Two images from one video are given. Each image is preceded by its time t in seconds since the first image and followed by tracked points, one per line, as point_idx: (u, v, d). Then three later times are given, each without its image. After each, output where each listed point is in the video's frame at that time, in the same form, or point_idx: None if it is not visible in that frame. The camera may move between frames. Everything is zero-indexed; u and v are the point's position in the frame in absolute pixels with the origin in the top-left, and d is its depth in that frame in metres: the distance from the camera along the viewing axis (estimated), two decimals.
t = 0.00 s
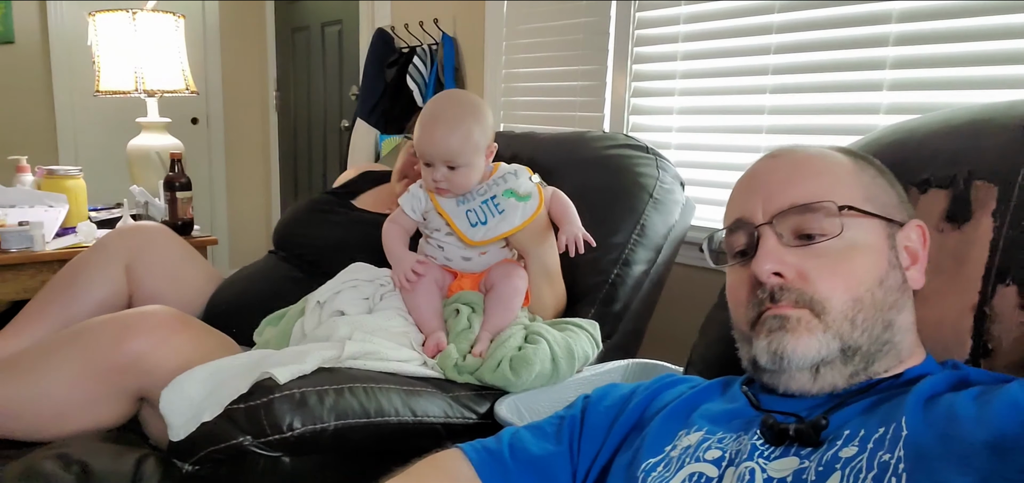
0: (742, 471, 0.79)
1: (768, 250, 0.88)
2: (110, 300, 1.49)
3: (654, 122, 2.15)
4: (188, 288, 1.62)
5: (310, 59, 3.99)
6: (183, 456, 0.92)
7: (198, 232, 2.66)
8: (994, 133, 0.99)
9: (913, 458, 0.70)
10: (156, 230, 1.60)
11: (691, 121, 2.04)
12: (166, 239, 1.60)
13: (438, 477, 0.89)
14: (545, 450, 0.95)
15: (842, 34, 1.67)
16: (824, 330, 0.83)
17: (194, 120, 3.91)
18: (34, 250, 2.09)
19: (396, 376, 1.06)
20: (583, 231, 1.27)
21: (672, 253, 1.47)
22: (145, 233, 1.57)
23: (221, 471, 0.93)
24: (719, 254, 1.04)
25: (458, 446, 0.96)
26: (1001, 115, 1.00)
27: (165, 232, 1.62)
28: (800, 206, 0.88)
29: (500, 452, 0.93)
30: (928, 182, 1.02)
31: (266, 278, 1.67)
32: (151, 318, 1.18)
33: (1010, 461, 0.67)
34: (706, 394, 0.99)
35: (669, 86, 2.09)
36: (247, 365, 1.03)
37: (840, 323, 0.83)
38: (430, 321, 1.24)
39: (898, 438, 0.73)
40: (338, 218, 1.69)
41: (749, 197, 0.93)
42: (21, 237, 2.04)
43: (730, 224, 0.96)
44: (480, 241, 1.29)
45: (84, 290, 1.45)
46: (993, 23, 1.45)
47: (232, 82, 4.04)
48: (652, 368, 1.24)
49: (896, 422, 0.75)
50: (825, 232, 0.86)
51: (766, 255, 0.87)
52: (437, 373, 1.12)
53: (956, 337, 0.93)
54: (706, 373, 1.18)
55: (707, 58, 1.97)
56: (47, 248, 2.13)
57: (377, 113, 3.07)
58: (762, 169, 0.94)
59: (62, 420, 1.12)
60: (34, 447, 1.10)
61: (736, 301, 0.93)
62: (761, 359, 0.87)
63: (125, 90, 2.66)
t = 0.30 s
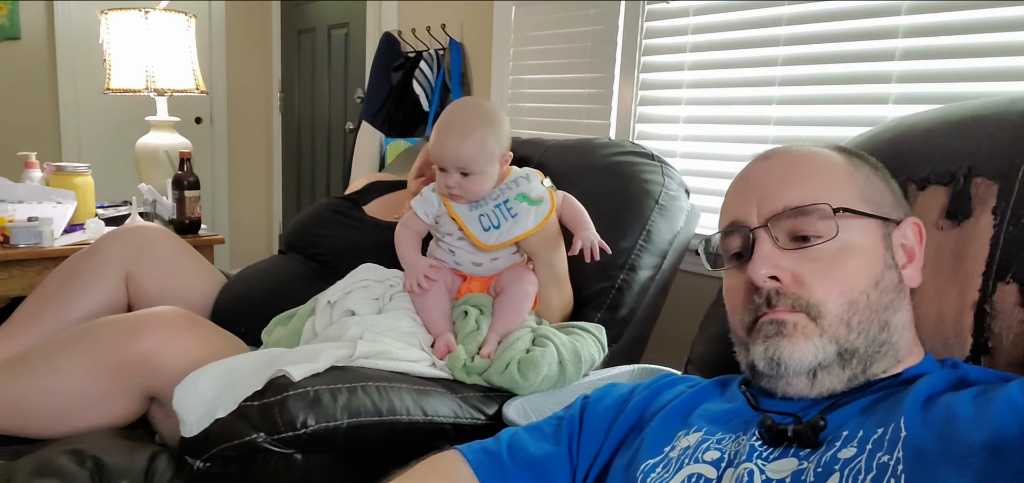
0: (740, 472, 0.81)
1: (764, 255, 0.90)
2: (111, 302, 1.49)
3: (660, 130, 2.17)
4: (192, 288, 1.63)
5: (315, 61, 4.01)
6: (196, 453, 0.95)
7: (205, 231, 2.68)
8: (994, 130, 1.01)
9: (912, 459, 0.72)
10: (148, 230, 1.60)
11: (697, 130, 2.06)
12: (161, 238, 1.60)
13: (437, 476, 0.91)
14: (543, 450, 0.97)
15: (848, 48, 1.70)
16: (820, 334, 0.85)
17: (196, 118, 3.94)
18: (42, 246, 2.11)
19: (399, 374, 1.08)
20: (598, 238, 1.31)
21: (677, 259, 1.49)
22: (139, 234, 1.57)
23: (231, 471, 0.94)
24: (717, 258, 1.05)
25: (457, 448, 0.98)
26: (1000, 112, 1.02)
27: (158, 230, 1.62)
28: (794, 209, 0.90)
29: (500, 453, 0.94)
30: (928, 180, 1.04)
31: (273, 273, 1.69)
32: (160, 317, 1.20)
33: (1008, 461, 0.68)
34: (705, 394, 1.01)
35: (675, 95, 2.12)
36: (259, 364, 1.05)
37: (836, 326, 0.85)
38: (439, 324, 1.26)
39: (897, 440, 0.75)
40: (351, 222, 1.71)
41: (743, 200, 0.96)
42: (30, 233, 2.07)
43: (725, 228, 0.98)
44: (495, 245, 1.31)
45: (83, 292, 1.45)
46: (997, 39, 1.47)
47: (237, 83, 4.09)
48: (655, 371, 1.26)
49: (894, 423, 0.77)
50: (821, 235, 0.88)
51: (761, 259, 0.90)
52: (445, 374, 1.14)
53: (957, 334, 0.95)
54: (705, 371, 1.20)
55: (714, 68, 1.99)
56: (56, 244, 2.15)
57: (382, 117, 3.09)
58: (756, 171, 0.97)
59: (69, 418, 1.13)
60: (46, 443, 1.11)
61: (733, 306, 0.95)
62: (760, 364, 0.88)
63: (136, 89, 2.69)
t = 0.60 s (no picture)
0: (739, 475, 0.83)
1: (769, 252, 0.92)
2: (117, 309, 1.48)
3: (667, 145, 2.20)
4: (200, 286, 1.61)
5: (321, 72, 4.04)
6: (208, 453, 0.96)
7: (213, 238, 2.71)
8: (995, 133, 1.03)
9: (910, 460, 0.74)
10: (151, 231, 1.58)
11: (703, 145, 2.09)
12: (164, 241, 1.58)
13: None
14: (544, 456, 0.98)
15: (854, 68, 1.73)
16: (824, 334, 0.87)
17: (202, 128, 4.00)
18: (52, 249, 2.12)
19: (408, 380, 1.09)
20: (604, 249, 1.31)
21: (687, 274, 1.51)
22: (143, 238, 1.55)
23: (243, 472, 0.97)
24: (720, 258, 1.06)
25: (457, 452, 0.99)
26: (1000, 116, 1.04)
27: (161, 232, 1.61)
28: (800, 208, 0.92)
29: (500, 459, 0.96)
30: (930, 183, 1.05)
31: (282, 275, 1.71)
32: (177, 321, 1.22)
33: (1010, 465, 0.69)
34: (705, 397, 1.02)
35: (683, 111, 2.15)
36: (272, 368, 1.06)
37: (840, 326, 0.87)
38: (449, 330, 1.27)
39: (896, 440, 0.76)
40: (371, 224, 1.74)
41: (749, 200, 0.98)
42: (40, 236, 2.07)
43: (730, 226, 1.00)
44: (501, 252, 1.33)
45: (89, 300, 1.43)
46: (1002, 61, 1.50)
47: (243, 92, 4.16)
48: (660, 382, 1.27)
49: (894, 424, 0.78)
50: (827, 234, 0.90)
51: (766, 257, 0.91)
52: (455, 380, 1.16)
53: (959, 336, 0.97)
54: (706, 375, 1.22)
55: (721, 86, 2.03)
56: (65, 248, 2.17)
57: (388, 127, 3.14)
58: (761, 170, 0.99)
59: (83, 419, 1.14)
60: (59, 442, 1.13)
61: (738, 306, 0.97)
62: (762, 363, 0.90)
63: (148, 96, 2.72)
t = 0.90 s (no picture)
0: (742, 476, 0.83)
1: (781, 250, 0.93)
2: (118, 325, 1.38)
3: (670, 151, 2.22)
4: (208, 295, 1.51)
5: (325, 82, 4.06)
6: (221, 458, 1.01)
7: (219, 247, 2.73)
8: (993, 134, 1.03)
9: (913, 462, 0.74)
10: (146, 232, 1.44)
11: (706, 151, 2.11)
12: (162, 244, 1.44)
13: None
14: (546, 461, 0.99)
15: (856, 73, 1.74)
16: (834, 333, 0.88)
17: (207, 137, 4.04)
18: (60, 260, 2.15)
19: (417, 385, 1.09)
20: (613, 259, 1.31)
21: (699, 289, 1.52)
22: (138, 246, 1.41)
23: (256, 475, 1.00)
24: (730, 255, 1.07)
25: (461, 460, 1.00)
26: (998, 115, 1.05)
27: (158, 230, 1.47)
28: (813, 207, 0.93)
29: (502, 464, 0.96)
30: (930, 185, 1.07)
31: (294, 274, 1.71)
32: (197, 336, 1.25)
33: (1013, 466, 0.69)
34: (707, 399, 1.03)
35: (684, 117, 2.16)
36: (284, 373, 1.08)
37: (850, 325, 0.88)
38: (460, 335, 1.29)
39: (898, 441, 0.77)
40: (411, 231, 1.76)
41: (761, 198, 0.99)
42: (49, 246, 2.11)
43: (740, 224, 1.01)
44: (515, 259, 1.34)
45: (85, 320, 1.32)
46: (1002, 65, 1.51)
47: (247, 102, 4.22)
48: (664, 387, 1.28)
49: (897, 425, 0.79)
50: (841, 233, 0.91)
51: (779, 255, 0.93)
52: (464, 385, 1.17)
53: (960, 337, 0.98)
54: (710, 378, 1.23)
55: (723, 91, 2.04)
56: (73, 259, 2.19)
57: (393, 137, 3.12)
58: (772, 170, 1.00)
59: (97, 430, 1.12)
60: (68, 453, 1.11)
61: (747, 304, 0.98)
62: (771, 362, 0.90)
63: (154, 107, 2.75)
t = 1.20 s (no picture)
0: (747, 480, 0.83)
1: (782, 253, 0.94)
2: (107, 339, 1.34)
3: (662, 156, 2.22)
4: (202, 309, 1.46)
5: (315, 90, 4.05)
6: (217, 463, 0.99)
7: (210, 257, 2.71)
8: (987, 139, 1.05)
9: (917, 464, 0.74)
10: (135, 243, 1.38)
11: (698, 156, 2.11)
12: (152, 255, 1.39)
13: None
14: (547, 468, 0.99)
15: (844, 77, 1.75)
16: (836, 337, 0.88)
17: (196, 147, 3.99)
18: (48, 271, 2.13)
19: (416, 392, 1.08)
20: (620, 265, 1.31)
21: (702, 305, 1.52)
22: (125, 258, 1.35)
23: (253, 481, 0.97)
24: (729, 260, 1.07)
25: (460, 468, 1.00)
26: (991, 122, 1.06)
27: (147, 240, 1.41)
28: (814, 211, 0.94)
29: (502, 471, 0.96)
30: (927, 188, 1.07)
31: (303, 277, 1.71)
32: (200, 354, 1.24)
33: (1015, 468, 0.69)
34: (709, 404, 1.03)
35: (676, 121, 2.17)
36: (283, 376, 1.06)
37: (852, 329, 0.88)
38: (460, 337, 1.28)
39: (902, 443, 0.77)
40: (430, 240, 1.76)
41: (761, 202, 1.00)
42: (37, 258, 2.09)
43: (740, 227, 1.02)
44: (521, 261, 1.34)
45: (70, 336, 1.28)
46: (990, 67, 1.52)
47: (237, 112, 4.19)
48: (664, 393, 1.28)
49: (900, 427, 0.79)
50: (841, 236, 0.92)
51: (781, 257, 0.93)
52: (464, 389, 1.16)
53: (960, 338, 0.99)
54: (710, 383, 1.23)
55: (713, 96, 2.05)
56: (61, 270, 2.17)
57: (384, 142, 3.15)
58: (772, 175, 1.01)
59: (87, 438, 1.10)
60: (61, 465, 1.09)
61: (746, 308, 0.98)
62: (773, 366, 0.91)
63: (142, 116, 2.73)
